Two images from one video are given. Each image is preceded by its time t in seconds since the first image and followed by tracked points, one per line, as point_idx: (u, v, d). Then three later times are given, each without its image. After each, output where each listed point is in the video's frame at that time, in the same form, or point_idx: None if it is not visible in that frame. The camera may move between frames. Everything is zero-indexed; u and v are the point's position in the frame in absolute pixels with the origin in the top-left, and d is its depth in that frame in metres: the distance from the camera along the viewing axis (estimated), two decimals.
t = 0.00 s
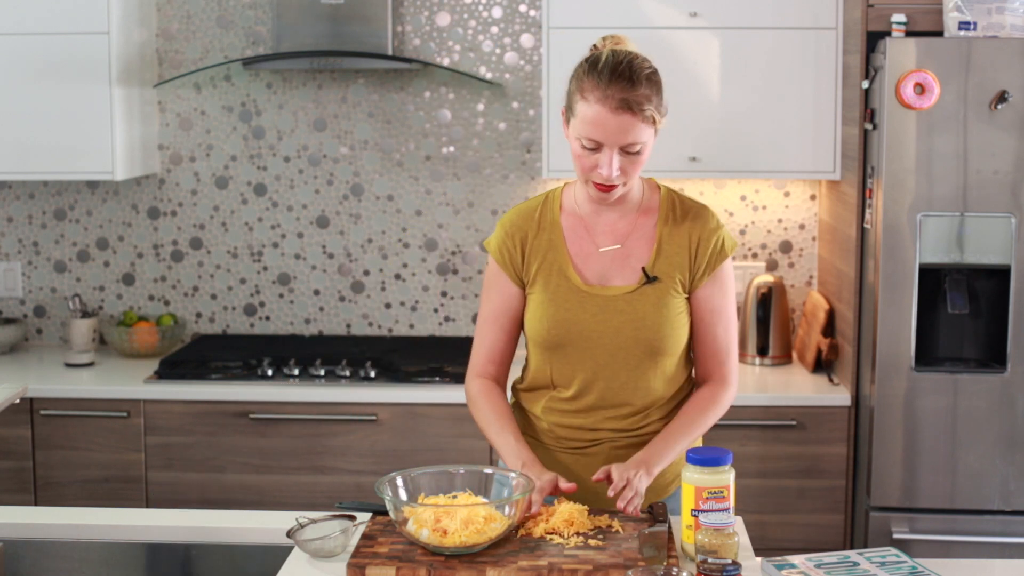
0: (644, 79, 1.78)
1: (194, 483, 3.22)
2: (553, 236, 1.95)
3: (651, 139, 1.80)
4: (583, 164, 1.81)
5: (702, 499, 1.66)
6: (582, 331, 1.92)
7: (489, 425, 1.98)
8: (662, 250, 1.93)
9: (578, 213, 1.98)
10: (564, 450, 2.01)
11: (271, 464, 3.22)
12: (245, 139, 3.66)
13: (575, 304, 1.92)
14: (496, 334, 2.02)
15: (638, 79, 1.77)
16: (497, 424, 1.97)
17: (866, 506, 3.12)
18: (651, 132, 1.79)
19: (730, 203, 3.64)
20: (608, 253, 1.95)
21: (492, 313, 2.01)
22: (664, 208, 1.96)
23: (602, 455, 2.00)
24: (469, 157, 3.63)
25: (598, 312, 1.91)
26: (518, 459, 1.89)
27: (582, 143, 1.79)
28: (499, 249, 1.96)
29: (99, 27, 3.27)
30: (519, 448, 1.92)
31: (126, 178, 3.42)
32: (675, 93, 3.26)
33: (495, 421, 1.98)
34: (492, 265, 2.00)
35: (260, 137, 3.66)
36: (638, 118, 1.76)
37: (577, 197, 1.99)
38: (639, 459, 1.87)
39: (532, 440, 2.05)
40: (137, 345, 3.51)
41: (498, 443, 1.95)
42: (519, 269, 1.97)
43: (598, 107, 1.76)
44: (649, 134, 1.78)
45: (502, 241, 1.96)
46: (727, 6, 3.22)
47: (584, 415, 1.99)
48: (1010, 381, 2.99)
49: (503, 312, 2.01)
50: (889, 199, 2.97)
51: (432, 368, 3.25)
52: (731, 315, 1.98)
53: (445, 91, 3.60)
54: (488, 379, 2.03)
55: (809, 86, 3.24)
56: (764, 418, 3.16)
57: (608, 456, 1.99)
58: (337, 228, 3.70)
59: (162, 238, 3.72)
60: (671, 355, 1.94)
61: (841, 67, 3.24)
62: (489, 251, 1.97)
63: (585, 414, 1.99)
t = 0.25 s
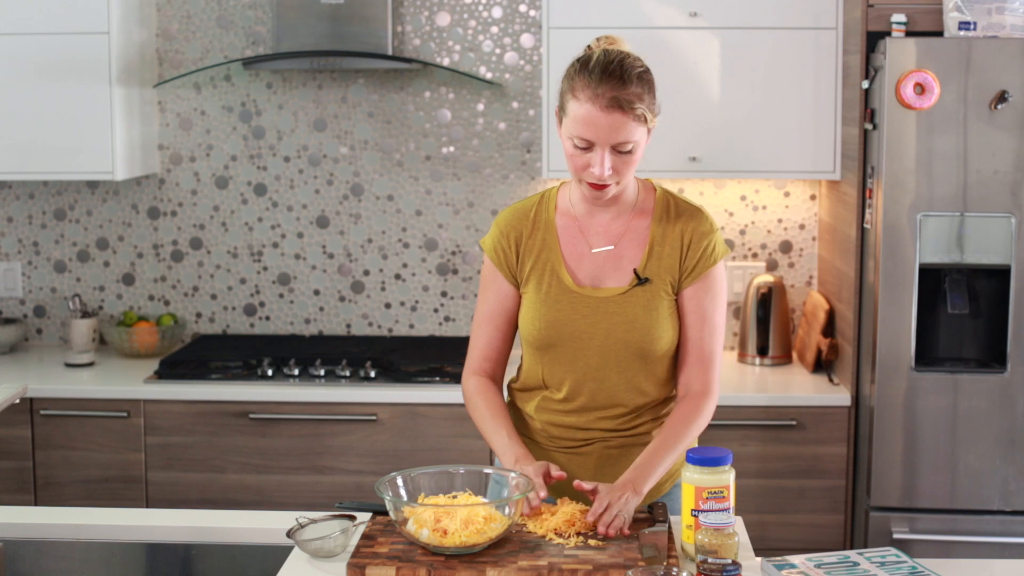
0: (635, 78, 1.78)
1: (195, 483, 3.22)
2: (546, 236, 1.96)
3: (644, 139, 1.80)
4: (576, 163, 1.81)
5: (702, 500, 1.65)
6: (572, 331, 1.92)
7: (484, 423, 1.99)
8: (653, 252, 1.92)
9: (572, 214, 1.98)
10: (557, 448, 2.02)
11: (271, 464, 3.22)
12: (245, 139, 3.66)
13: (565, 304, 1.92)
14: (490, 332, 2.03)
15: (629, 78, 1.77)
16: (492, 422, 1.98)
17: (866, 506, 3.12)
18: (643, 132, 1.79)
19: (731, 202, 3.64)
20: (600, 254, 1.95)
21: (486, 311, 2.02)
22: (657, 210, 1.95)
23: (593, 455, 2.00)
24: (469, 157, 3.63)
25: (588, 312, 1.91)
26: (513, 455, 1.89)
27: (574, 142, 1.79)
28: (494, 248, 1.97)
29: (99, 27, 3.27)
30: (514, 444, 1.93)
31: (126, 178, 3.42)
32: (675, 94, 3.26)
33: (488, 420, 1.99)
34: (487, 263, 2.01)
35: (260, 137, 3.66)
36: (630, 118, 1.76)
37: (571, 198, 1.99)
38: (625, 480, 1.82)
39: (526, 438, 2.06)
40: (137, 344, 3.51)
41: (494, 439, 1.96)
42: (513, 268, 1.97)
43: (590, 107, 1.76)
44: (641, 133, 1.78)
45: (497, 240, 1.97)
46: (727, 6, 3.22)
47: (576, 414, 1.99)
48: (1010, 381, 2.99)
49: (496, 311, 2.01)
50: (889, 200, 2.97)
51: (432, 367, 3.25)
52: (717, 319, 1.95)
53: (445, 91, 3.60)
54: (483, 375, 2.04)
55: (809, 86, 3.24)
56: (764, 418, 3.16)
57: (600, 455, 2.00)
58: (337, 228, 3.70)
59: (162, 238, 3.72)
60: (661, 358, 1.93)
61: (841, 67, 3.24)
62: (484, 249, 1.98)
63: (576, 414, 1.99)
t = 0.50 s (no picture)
0: (626, 78, 1.77)
1: (195, 483, 3.22)
2: (538, 235, 1.97)
3: (635, 139, 1.79)
4: (567, 163, 1.80)
5: (702, 499, 1.66)
6: (562, 331, 1.92)
7: (478, 422, 2.00)
8: (644, 252, 1.92)
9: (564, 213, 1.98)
10: (548, 447, 2.02)
11: (272, 464, 3.22)
12: (245, 139, 3.66)
13: (555, 304, 1.92)
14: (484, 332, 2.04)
15: (619, 78, 1.77)
16: (486, 422, 1.99)
17: (866, 506, 3.12)
18: (634, 132, 1.78)
19: (731, 202, 3.64)
20: (591, 253, 1.95)
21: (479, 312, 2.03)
22: (649, 209, 1.95)
23: (584, 455, 2.00)
24: (469, 157, 3.63)
25: (578, 312, 1.91)
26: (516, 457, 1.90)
27: (566, 143, 1.79)
28: (486, 246, 1.98)
29: (99, 27, 3.27)
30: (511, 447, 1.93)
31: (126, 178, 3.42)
32: (675, 94, 3.26)
33: (482, 419, 1.99)
34: (480, 263, 2.02)
35: (260, 137, 3.66)
36: (620, 118, 1.76)
37: (564, 197, 1.99)
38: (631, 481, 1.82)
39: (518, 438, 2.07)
40: (137, 344, 3.51)
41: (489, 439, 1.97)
42: (506, 267, 1.98)
43: (580, 107, 1.76)
44: (632, 134, 1.78)
45: (490, 239, 1.98)
46: (727, 6, 3.22)
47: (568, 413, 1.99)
48: (1010, 381, 2.99)
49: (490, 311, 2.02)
50: (889, 200, 2.97)
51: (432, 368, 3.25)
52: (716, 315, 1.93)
53: (445, 91, 3.59)
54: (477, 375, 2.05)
55: (808, 87, 3.24)
56: (764, 419, 3.16)
57: (591, 455, 2.00)
58: (337, 228, 3.70)
59: (162, 238, 3.72)
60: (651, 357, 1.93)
61: (841, 67, 3.24)
62: (477, 248, 1.99)
63: (568, 414, 1.99)
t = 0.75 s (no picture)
0: (607, 80, 1.77)
1: (195, 483, 3.22)
2: (529, 238, 1.96)
3: (620, 140, 1.79)
4: (553, 167, 1.80)
5: (702, 500, 1.66)
6: (557, 332, 1.92)
7: (483, 429, 2.00)
8: (636, 252, 1.92)
9: (554, 215, 1.98)
10: (543, 449, 2.01)
11: (272, 464, 3.22)
12: (245, 139, 3.66)
13: (550, 305, 1.92)
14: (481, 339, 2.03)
15: (600, 80, 1.77)
16: (492, 431, 1.98)
17: (866, 506, 3.12)
18: (618, 133, 1.78)
19: (731, 202, 3.64)
20: (583, 255, 1.95)
21: (475, 319, 2.02)
22: (639, 209, 1.96)
23: (579, 455, 2.00)
24: (469, 157, 3.63)
25: (573, 313, 1.91)
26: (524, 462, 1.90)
27: (551, 146, 1.79)
28: (477, 250, 1.97)
29: (99, 27, 3.27)
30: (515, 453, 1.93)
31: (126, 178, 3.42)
32: (675, 94, 3.26)
33: (486, 425, 1.99)
34: (471, 267, 2.00)
35: (260, 137, 3.66)
36: (604, 120, 1.76)
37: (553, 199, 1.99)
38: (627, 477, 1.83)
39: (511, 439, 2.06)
40: (137, 344, 3.51)
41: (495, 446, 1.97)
42: (496, 269, 1.97)
43: (562, 110, 1.76)
44: (617, 135, 1.78)
45: (480, 243, 1.97)
46: (728, 6, 3.22)
47: (563, 414, 1.99)
48: (1010, 381, 2.99)
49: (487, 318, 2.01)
50: (889, 200, 2.97)
51: (432, 368, 3.25)
52: (706, 313, 1.95)
53: (445, 91, 3.59)
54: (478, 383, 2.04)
55: (809, 87, 3.24)
56: (764, 419, 3.16)
57: (586, 455, 2.00)
58: (337, 228, 3.70)
59: (162, 238, 3.72)
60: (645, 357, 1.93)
61: (841, 67, 3.24)
62: (468, 253, 1.98)
63: (562, 414, 1.99)
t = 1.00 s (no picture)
0: (590, 82, 1.77)
1: (195, 483, 3.22)
2: (520, 241, 1.94)
3: (604, 142, 1.79)
4: (538, 170, 1.80)
5: (702, 500, 1.66)
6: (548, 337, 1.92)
7: (495, 434, 1.96)
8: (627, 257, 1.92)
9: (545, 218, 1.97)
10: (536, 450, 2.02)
11: (272, 464, 3.22)
12: (245, 139, 3.66)
13: (541, 310, 1.92)
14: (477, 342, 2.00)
15: (583, 82, 1.77)
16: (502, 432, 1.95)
17: (866, 506, 3.12)
18: (602, 135, 1.78)
19: (731, 202, 3.64)
20: (574, 259, 1.94)
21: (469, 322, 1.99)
22: (629, 212, 1.95)
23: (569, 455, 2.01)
24: (469, 157, 3.63)
25: (564, 319, 1.91)
26: (542, 460, 1.90)
27: (535, 149, 1.79)
28: (467, 253, 1.95)
29: (99, 27, 3.27)
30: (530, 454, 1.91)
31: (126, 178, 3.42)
32: (675, 94, 3.26)
33: (499, 431, 1.95)
34: (462, 270, 1.98)
35: (260, 137, 3.66)
36: (586, 121, 1.75)
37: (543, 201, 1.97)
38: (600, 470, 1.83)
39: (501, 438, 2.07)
40: (137, 344, 3.51)
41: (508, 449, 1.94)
42: (487, 273, 1.96)
43: (545, 111, 1.76)
44: (601, 136, 1.77)
45: (471, 246, 1.95)
46: (728, 6, 3.22)
47: (553, 416, 2.00)
48: (1009, 381, 2.99)
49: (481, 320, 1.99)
50: (889, 200, 2.97)
51: (432, 368, 3.25)
52: (694, 320, 1.95)
53: (445, 91, 3.59)
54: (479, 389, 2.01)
55: (809, 87, 3.24)
56: (764, 418, 3.16)
57: (577, 456, 2.01)
58: (337, 228, 3.70)
59: (162, 238, 3.72)
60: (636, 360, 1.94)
61: (841, 67, 3.24)
62: (458, 256, 1.96)
63: (552, 415, 2.00)
